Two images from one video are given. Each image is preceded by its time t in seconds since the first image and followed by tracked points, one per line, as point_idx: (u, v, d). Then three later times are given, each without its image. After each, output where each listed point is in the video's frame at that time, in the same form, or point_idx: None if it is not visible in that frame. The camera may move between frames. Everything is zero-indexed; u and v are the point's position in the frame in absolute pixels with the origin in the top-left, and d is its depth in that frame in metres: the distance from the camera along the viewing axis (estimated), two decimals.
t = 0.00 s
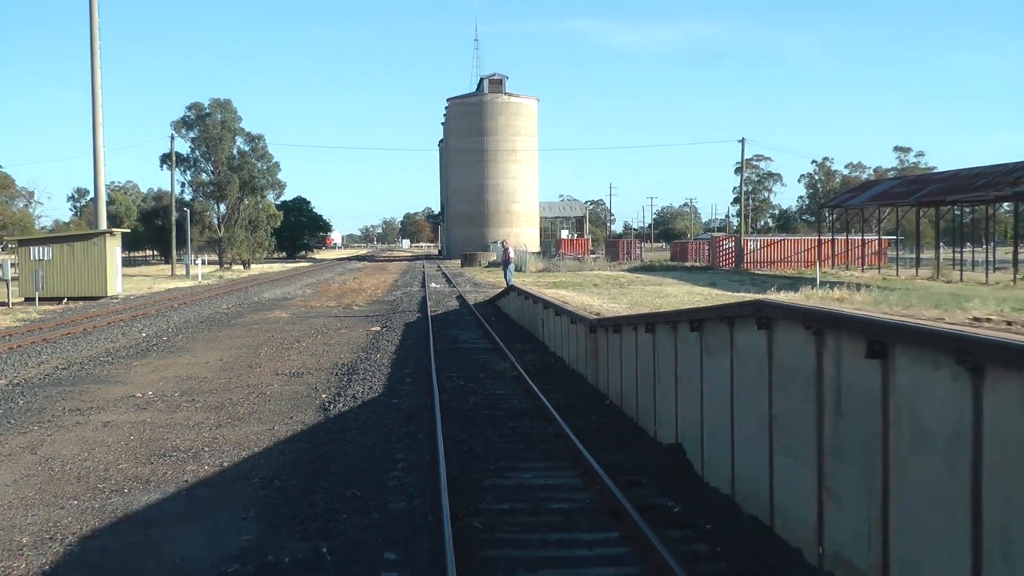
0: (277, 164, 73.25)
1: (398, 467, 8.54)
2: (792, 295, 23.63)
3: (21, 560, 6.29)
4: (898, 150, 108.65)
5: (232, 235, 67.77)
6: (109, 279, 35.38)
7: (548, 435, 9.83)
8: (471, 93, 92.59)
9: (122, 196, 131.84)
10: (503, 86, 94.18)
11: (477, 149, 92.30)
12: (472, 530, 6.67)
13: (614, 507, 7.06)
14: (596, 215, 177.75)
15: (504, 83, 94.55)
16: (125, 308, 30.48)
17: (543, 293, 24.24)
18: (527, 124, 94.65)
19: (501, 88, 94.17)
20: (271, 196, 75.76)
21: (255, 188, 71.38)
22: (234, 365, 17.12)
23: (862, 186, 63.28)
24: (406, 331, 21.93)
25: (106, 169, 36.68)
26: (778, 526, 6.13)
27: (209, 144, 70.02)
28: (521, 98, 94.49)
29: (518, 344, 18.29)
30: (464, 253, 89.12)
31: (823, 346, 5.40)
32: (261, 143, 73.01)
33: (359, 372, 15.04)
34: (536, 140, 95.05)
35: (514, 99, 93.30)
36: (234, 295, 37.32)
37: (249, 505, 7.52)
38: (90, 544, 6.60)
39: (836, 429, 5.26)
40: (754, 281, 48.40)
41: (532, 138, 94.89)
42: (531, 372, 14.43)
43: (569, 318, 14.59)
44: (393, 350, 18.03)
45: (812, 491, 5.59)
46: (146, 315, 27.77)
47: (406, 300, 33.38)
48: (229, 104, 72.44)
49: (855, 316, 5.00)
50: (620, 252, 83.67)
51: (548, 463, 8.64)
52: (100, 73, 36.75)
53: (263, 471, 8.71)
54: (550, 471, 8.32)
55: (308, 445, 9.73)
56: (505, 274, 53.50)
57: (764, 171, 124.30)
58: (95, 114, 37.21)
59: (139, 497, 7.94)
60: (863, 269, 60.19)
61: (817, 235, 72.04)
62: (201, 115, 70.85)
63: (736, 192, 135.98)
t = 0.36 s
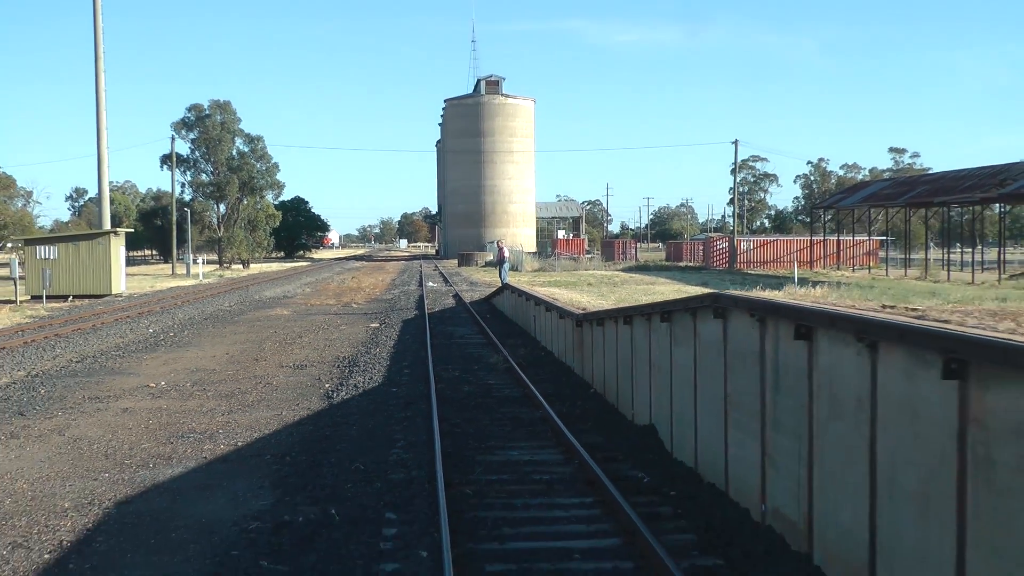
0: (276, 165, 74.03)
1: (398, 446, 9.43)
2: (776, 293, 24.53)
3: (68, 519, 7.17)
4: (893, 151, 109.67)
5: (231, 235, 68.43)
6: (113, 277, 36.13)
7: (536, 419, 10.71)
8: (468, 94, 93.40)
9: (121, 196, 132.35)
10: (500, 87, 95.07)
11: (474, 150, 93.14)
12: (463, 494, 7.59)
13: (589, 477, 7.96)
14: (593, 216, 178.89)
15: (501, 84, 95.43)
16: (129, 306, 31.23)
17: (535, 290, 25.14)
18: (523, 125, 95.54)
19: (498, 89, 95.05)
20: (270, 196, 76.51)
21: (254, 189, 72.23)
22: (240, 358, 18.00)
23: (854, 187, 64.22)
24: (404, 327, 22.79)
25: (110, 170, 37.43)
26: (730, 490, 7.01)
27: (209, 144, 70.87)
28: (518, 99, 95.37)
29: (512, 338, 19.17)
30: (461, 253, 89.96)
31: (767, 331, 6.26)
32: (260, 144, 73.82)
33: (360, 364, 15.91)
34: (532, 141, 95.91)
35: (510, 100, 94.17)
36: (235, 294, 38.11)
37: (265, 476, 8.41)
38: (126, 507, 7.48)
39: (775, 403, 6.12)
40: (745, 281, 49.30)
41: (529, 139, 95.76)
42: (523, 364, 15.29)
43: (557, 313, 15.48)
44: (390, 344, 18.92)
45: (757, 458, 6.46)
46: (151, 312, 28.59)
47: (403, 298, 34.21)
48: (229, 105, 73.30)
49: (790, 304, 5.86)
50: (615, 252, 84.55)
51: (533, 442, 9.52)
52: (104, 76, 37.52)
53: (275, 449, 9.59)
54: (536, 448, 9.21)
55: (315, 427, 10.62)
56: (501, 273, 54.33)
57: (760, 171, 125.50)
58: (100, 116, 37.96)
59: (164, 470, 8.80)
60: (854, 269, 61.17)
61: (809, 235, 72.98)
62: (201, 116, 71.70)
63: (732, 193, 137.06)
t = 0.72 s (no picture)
0: (275, 164, 74.75)
1: (396, 426, 10.32)
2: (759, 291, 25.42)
3: (103, 487, 8.05)
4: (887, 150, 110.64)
5: (231, 233, 69.29)
6: (117, 275, 36.94)
7: (523, 403, 11.63)
8: (465, 94, 94.27)
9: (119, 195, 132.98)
10: (496, 86, 95.93)
11: (470, 149, 93.99)
12: (455, 466, 8.49)
13: (569, 452, 8.86)
14: (589, 214, 179.86)
15: (497, 83, 96.35)
16: (134, 302, 32.07)
17: (528, 288, 26.03)
18: (519, 124, 96.42)
19: (494, 88, 95.94)
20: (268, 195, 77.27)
21: (253, 187, 72.94)
22: (245, 351, 18.86)
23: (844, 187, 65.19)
24: (401, 322, 23.68)
25: (113, 170, 38.24)
26: (691, 459, 7.91)
27: (208, 144, 71.62)
28: (514, 99, 96.25)
29: (505, 332, 20.08)
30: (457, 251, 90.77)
31: (720, 316, 7.15)
32: (259, 143, 74.55)
33: (359, 356, 16.80)
34: (528, 140, 96.79)
35: (506, 99, 95.04)
36: (236, 291, 38.92)
37: (276, 451, 9.31)
38: (153, 477, 8.37)
39: (726, 379, 7.00)
40: (736, 279, 50.25)
41: (525, 138, 96.61)
42: (514, 355, 16.20)
43: (547, 307, 16.40)
44: (388, 338, 19.80)
45: (712, 429, 7.36)
46: (155, 309, 29.43)
47: (401, 295, 35.06)
48: (228, 105, 74.04)
49: (738, 293, 6.74)
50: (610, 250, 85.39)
51: (520, 423, 10.40)
52: (107, 78, 38.31)
53: (283, 429, 10.48)
54: (521, 428, 10.11)
55: (319, 411, 11.51)
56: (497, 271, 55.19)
57: (755, 170, 126.54)
58: (104, 117, 38.74)
59: (184, 447, 9.69)
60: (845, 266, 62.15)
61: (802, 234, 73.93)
62: (201, 116, 72.47)
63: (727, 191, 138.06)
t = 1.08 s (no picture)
0: (271, 165, 75.49)
1: (393, 410, 11.22)
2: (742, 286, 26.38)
3: (130, 464, 8.95)
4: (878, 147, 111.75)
5: (228, 234, 70.15)
6: (120, 276, 37.84)
7: (511, 390, 12.55)
8: (458, 94, 95.17)
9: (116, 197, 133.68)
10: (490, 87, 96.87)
11: (464, 149, 94.84)
12: (447, 443, 9.38)
13: (550, 430, 9.78)
14: (584, 212, 180.93)
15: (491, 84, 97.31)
16: (136, 301, 32.92)
17: (519, 285, 26.96)
18: (513, 124, 97.32)
19: (488, 88, 96.86)
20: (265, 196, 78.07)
21: (250, 188, 73.65)
22: (249, 346, 19.74)
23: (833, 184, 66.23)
24: (397, 319, 24.59)
25: (115, 173, 39.06)
26: (657, 434, 8.85)
27: (205, 146, 72.43)
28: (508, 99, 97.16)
29: (496, 327, 21.00)
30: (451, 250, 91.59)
31: (679, 305, 8.10)
32: (256, 145, 75.30)
33: (357, 349, 17.70)
34: (521, 140, 97.68)
35: (500, 99, 95.91)
36: (236, 290, 39.75)
37: (284, 433, 10.20)
38: (174, 455, 9.26)
39: (685, 361, 7.95)
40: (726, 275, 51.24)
41: (518, 138, 97.51)
42: (504, 348, 17.12)
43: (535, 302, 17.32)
44: (385, 333, 20.70)
45: (674, 406, 8.30)
46: (158, 307, 30.30)
47: (397, 293, 35.94)
48: (225, 107, 74.81)
49: (693, 283, 7.67)
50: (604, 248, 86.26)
51: (507, 407, 11.34)
52: (109, 83, 39.17)
53: (289, 414, 11.37)
54: (508, 411, 11.02)
55: (321, 399, 12.40)
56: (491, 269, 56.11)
57: (748, 167, 127.69)
58: (105, 121, 39.56)
59: (199, 429, 10.60)
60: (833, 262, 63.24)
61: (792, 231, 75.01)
62: (198, 118, 73.25)
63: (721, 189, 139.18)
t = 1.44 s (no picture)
0: (267, 168, 76.27)
1: (391, 399, 12.19)
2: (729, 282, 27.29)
3: (155, 447, 9.90)
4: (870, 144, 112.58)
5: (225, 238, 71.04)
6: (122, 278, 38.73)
7: (501, 380, 13.51)
8: (452, 96, 96.14)
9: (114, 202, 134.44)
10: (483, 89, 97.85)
11: (458, 150, 95.74)
12: (441, 426, 10.32)
13: (535, 413, 10.74)
14: (579, 212, 181.86)
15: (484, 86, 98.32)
16: (140, 304, 33.79)
17: (511, 285, 27.91)
18: (506, 125, 98.27)
19: (481, 90, 97.86)
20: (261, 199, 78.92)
21: (246, 192, 74.35)
22: (252, 344, 20.68)
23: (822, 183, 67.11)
24: (394, 317, 25.51)
25: (115, 178, 39.92)
26: (630, 414, 9.81)
27: (202, 150, 73.36)
28: (501, 101, 98.11)
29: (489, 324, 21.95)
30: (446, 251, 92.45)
31: (647, 297, 9.04)
32: (252, 148, 76.13)
33: (354, 347, 18.60)
34: (515, 141, 98.61)
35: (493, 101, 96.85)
36: (236, 292, 40.63)
37: (291, 419, 11.15)
38: (192, 438, 10.22)
39: (651, 347, 8.89)
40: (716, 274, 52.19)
41: (512, 139, 98.42)
42: (496, 343, 18.07)
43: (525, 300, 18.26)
44: (382, 330, 21.65)
45: (643, 388, 9.26)
46: (162, 309, 31.18)
47: (393, 293, 36.88)
48: (221, 112, 75.67)
49: (658, 277, 8.60)
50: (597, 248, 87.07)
51: (496, 394, 12.31)
52: (109, 91, 40.07)
53: (294, 403, 12.31)
54: (497, 399, 11.97)
55: (324, 390, 13.33)
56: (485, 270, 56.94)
57: (741, 165, 128.56)
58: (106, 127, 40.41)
59: (214, 417, 11.55)
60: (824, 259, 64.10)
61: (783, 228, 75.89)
62: (194, 123, 74.16)
63: (715, 187, 140.13)
